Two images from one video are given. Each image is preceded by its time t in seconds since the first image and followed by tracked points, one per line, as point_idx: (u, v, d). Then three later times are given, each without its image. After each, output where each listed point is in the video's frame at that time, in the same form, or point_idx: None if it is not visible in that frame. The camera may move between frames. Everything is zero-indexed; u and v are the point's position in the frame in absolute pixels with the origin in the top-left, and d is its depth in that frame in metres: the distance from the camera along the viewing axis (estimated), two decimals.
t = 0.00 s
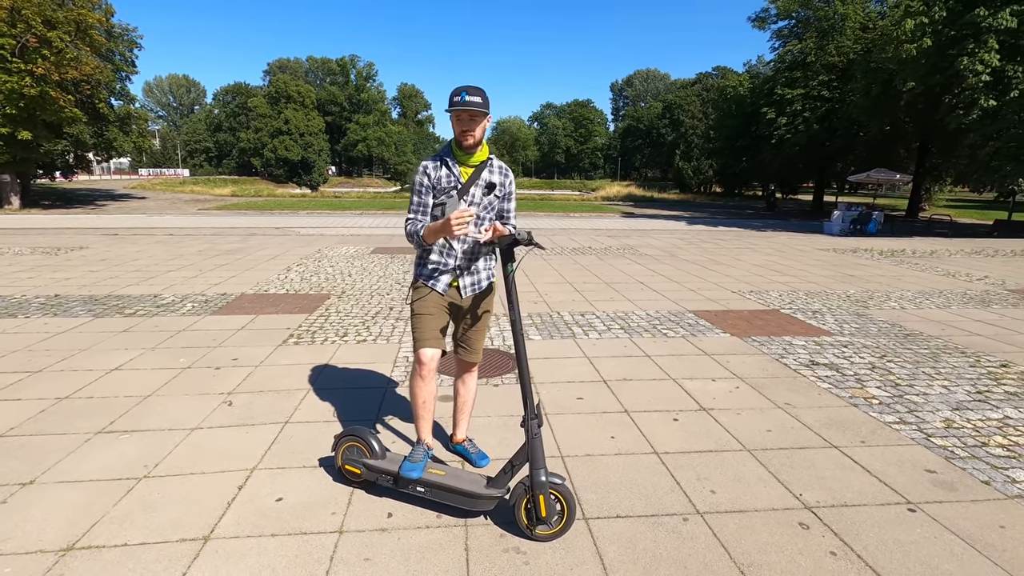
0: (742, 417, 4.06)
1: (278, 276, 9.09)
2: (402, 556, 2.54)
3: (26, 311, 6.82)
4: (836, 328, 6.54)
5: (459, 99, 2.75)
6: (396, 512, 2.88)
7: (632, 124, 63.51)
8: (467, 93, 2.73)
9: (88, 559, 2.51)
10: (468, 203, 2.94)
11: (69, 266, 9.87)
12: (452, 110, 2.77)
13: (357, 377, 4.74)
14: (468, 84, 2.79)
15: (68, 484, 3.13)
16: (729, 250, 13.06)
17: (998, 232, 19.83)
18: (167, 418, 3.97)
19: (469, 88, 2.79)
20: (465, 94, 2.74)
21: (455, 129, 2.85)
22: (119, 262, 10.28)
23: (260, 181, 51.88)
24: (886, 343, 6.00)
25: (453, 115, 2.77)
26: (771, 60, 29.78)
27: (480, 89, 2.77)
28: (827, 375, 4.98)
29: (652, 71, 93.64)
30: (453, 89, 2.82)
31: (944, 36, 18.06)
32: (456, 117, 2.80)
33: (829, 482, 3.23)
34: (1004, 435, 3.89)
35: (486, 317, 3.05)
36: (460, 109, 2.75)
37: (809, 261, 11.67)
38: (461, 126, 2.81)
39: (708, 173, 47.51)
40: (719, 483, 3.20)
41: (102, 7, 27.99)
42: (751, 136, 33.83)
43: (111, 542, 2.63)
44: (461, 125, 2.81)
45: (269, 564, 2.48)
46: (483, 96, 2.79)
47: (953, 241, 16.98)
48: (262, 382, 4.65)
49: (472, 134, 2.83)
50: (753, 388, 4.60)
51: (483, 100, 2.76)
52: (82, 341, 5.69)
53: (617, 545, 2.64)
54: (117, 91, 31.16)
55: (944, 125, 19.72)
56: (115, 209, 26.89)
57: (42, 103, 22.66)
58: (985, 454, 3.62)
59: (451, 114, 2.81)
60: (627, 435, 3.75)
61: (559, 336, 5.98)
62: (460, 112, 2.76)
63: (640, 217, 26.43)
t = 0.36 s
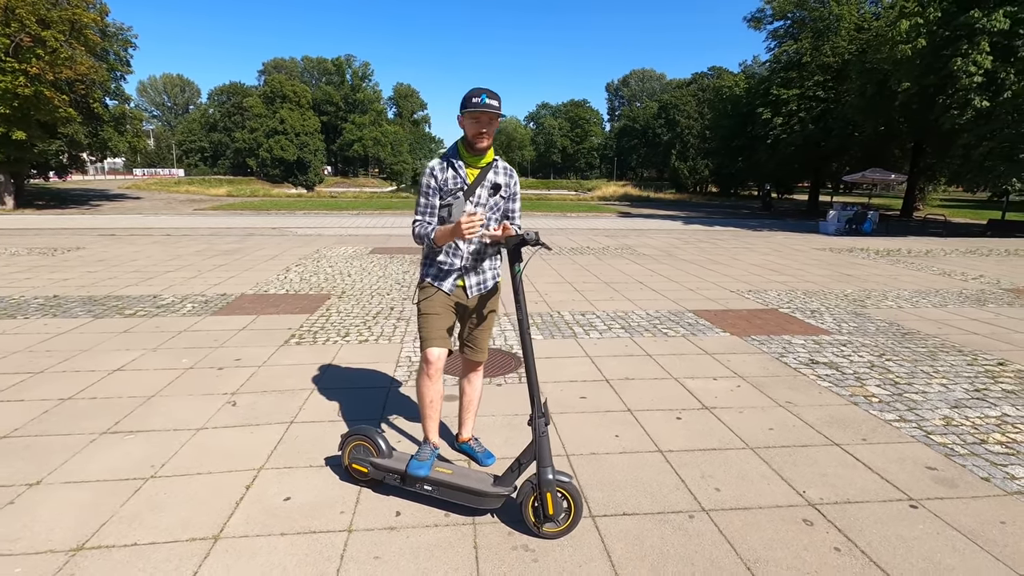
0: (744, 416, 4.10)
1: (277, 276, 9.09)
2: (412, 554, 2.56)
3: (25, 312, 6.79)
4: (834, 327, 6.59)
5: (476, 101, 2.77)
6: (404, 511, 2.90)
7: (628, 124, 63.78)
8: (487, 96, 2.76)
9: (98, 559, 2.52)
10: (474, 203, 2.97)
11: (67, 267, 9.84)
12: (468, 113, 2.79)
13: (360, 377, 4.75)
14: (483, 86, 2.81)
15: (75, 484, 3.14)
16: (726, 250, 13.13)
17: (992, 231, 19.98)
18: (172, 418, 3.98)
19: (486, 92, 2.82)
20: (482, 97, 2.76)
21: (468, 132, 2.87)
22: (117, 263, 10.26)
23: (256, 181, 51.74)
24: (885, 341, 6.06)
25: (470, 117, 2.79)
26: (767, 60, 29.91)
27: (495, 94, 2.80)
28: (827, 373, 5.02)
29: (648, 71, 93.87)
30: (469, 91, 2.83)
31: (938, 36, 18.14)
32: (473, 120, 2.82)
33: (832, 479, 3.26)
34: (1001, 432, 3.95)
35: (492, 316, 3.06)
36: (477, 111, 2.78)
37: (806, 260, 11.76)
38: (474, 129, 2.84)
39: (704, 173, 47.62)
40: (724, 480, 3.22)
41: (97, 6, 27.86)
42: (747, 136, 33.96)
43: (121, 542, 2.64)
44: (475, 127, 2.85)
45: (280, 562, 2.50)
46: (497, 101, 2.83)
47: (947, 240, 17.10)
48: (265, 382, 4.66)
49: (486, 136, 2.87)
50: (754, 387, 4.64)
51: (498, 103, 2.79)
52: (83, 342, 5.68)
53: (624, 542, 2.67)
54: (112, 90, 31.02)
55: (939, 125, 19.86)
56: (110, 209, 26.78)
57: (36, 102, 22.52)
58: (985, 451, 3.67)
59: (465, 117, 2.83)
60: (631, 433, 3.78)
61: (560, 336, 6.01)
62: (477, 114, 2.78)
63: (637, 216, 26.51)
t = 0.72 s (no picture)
0: (749, 414, 4.14)
1: (277, 277, 9.09)
2: (427, 552, 2.59)
3: (25, 313, 6.77)
4: (834, 326, 6.66)
5: (495, 110, 2.75)
6: (417, 510, 2.92)
7: (624, 124, 64.53)
8: (506, 106, 2.75)
9: (115, 559, 2.54)
10: (485, 206, 2.99)
11: (64, 268, 9.80)
12: (486, 121, 2.78)
13: (366, 377, 4.77)
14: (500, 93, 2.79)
15: (87, 485, 3.15)
16: (723, 249, 13.22)
17: (985, 230, 20.17)
18: (180, 420, 3.99)
19: (503, 99, 2.80)
20: (500, 107, 2.74)
21: (483, 139, 2.86)
22: (115, 264, 10.23)
23: (250, 181, 51.58)
24: (884, 340, 6.13)
25: (488, 126, 2.78)
26: (762, 60, 30.07)
27: (512, 103, 2.79)
28: (828, 372, 5.08)
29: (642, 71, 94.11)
30: (485, 97, 2.80)
31: (932, 36, 18.30)
32: (489, 127, 2.81)
33: (837, 476, 3.31)
34: (1002, 428, 4.01)
35: (501, 317, 3.09)
36: (496, 120, 2.77)
37: (803, 260, 11.85)
38: (489, 136, 2.84)
39: (699, 173, 47.85)
40: (731, 478, 3.27)
41: (91, 6, 27.69)
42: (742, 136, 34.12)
43: (137, 542, 2.65)
44: (491, 133, 2.84)
45: (296, 561, 2.52)
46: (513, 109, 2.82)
47: (941, 240, 17.26)
48: (272, 383, 4.68)
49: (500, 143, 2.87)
50: (757, 386, 4.69)
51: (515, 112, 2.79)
52: (86, 344, 5.67)
53: (636, 539, 2.70)
54: (105, 91, 30.83)
55: (932, 125, 20.04)
56: (104, 210, 26.65)
57: (29, 103, 22.35)
58: (985, 447, 3.73)
59: (482, 123, 2.81)
60: (638, 432, 3.82)
61: (563, 336, 6.04)
62: (495, 122, 2.78)
63: (632, 216, 26.58)
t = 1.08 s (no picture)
0: (756, 415, 4.15)
1: (277, 278, 9.06)
2: (444, 556, 2.58)
3: (24, 316, 6.71)
4: (835, 326, 6.69)
5: (508, 115, 2.72)
6: (432, 513, 2.91)
7: (619, 124, 64.91)
8: (518, 110, 2.73)
9: (130, 566, 2.52)
10: (497, 210, 2.99)
11: (61, 270, 9.72)
12: (499, 125, 2.74)
13: (371, 380, 4.75)
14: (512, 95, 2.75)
15: (97, 490, 3.12)
16: (721, 249, 13.26)
17: (978, 230, 20.32)
18: (187, 423, 3.96)
19: (515, 102, 2.76)
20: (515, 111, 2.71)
21: (495, 143, 2.82)
22: (112, 266, 10.15)
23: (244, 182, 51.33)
24: (886, 340, 6.16)
25: (499, 129, 2.74)
26: (757, 61, 30.25)
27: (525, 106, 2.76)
28: (833, 372, 5.10)
29: (637, 71, 94.25)
30: (497, 99, 2.75)
31: (925, 37, 18.34)
32: (501, 131, 2.77)
33: (848, 476, 3.33)
34: (1007, 428, 4.04)
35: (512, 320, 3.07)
36: (508, 124, 2.74)
37: (801, 260, 11.91)
38: (500, 139, 2.80)
39: (694, 173, 47.98)
40: (743, 479, 3.28)
41: (84, 6, 27.49)
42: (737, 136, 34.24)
43: (151, 548, 2.63)
44: (502, 137, 2.81)
45: (314, 565, 2.52)
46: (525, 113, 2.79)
47: (936, 239, 17.38)
48: (277, 385, 4.65)
49: (511, 147, 2.84)
50: (764, 386, 4.71)
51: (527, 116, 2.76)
52: (88, 347, 5.62)
53: (653, 542, 2.70)
54: (98, 91, 30.62)
55: (926, 125, 20.20)
56: (98, 211, 26.47)
57: (21, 103, 22.14)
58: (993, 447, 3.75)
59: (494, 127, 2.76)
60: (648, 433, 3.82)
61: (567, 337, 6.04)
62: (508, 126, 2.74)
63: (628, 216, 26.62)
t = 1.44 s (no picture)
0: (767, 417, 4.14)
1: (277, 280, 8.99)
2: (463, 564, 2.54)
3: (21, 318, 6.62)
4: (839, 327, 6.70)
5: (507, 105, 2.70)
6: (448, 519, 2.87)
7: (614, 124, 65.05)
8: (515, 98, 2.71)
9: None
10: (510, 210, 2.91)
11: (55, 272, 9.60)
12: (499, 117, 2.72)
13: (378, 383, 4.70)
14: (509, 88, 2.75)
15: (104, 498, 3.06)
16: (720, 249, 13.27)
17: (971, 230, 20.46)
18: (193, 428, 3.89)
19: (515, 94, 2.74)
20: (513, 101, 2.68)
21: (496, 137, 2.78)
22: (108, 267, 10.05)
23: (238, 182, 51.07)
24: (891, 340, 6.17)
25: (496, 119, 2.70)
26: (752, 61, 30.42)
27: (525, 96, 2.74)
28: (841, 373, 5.09)
29: (631, 72, 94.46)
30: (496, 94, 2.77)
31: (919, 39, 18.45)
32: (501, 123, 2.74)
33: (864, 479, 3.31)
34: (1018, 429, 4.04)
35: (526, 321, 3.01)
36: (506, 114, 2.72)
37: (800, 260, 11.94)
38: (502, 132, 2.76)
39: (689, 173, 48.13)
40: (759, 482, 3.25)
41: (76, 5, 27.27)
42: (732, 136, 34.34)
43: (164, 558, 2.58)
44: (507, 131, 2.77)
45: (331, 573, 2.47)
46: (525, 102, 2.76)
47: (930, 239, 17.48)
48: (283, 389, 4.59)
49: (516, 140, 2.80)
50: (773, 388, 4.69)
51: (526, 104, 2.72)
52: (88, 350, 5.54)
53: (674, 547, 2.67)
54: (90, 90, 30.35)
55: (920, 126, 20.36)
56: (91, 212, 26.27)
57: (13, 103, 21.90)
58: (1005, 448, 3.75)
59: (495, 120, 2.75)
60: (661, 436, 3.79)
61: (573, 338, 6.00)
62: (505, 116, 2.72)
63: (624, 216, 26.65)
